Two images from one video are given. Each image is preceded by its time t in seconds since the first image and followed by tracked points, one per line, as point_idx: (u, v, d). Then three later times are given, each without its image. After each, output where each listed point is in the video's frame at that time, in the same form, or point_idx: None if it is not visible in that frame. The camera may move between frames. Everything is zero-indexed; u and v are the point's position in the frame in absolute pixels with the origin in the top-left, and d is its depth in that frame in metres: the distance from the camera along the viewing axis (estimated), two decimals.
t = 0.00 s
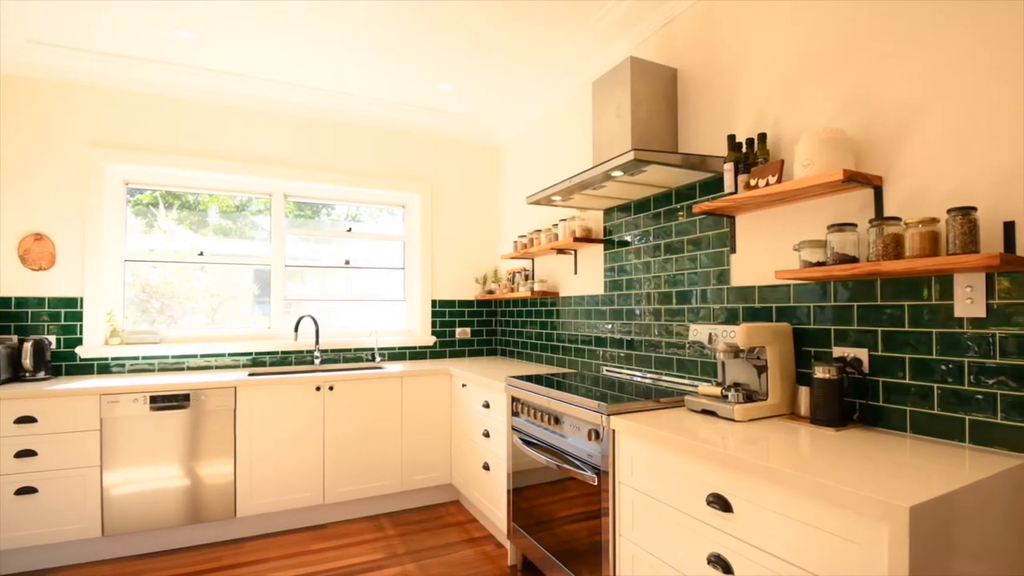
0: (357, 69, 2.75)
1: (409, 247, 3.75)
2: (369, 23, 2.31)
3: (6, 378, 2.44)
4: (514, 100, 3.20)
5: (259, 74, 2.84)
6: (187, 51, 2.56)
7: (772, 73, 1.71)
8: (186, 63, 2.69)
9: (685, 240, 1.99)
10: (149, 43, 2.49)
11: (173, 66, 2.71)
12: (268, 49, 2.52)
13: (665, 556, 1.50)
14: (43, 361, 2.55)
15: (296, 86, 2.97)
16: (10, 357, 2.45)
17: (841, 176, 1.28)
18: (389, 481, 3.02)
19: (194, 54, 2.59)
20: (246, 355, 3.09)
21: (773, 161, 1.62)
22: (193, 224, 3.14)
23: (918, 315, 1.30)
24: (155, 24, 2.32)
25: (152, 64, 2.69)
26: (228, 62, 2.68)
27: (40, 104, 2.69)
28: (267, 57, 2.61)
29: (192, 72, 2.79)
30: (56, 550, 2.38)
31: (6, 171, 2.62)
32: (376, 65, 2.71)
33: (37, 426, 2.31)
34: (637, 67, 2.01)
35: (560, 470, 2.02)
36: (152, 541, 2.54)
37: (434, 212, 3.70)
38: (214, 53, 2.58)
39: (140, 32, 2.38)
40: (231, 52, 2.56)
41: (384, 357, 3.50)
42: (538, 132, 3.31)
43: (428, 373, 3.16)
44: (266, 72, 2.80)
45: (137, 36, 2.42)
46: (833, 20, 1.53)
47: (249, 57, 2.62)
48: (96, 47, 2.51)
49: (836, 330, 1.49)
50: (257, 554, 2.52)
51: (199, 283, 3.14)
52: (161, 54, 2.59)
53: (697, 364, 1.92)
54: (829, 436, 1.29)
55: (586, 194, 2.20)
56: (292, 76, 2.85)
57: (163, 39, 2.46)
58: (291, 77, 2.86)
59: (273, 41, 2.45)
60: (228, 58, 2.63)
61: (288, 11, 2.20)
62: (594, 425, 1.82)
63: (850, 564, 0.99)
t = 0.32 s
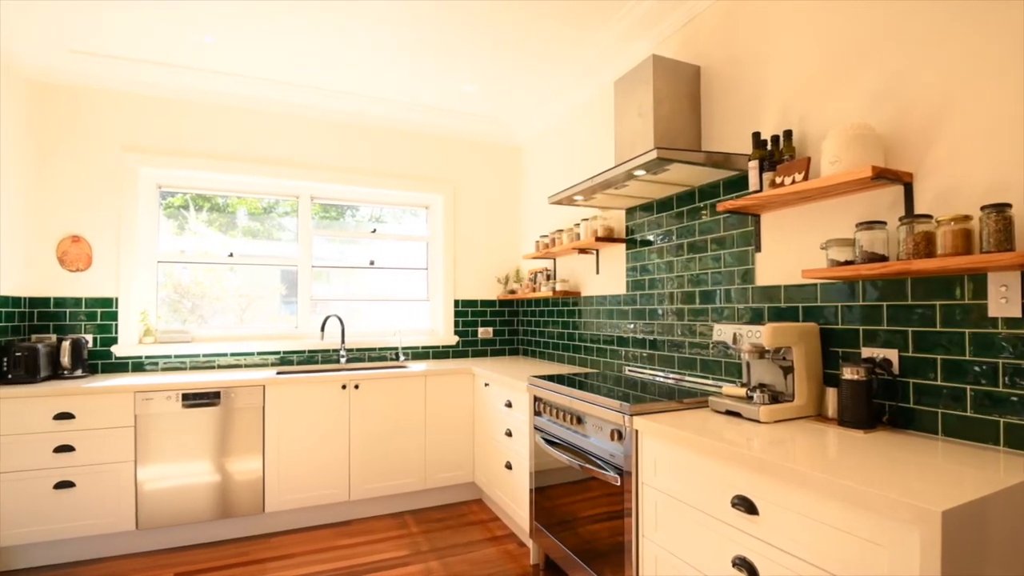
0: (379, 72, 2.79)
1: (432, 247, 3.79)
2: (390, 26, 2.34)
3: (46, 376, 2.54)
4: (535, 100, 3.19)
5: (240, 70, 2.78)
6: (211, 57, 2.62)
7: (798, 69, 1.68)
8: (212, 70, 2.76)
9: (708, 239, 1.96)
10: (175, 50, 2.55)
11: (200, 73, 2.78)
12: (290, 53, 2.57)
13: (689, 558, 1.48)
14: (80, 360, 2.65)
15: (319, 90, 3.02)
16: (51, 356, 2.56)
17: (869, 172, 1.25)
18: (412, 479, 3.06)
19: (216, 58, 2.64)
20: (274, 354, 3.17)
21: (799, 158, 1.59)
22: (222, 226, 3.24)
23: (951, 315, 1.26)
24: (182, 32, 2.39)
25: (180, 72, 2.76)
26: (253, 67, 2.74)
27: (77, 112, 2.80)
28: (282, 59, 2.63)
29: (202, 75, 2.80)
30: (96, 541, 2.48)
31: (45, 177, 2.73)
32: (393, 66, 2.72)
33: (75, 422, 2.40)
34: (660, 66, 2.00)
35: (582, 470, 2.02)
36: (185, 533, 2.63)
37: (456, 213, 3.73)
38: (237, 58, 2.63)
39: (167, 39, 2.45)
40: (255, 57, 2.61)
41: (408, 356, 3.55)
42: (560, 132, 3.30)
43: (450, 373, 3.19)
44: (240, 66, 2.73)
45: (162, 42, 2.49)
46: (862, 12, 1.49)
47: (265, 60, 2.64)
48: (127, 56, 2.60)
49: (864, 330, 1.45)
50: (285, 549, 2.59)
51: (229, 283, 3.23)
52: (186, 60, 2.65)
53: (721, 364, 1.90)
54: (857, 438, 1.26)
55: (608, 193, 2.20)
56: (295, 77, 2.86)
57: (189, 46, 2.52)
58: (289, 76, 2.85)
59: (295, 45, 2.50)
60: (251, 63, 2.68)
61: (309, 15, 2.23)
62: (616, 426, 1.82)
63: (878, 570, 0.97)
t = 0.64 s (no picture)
0: (409, 76, 2.83)
1: (460, 248, 3.84)
2: (418, 30, 2.37)
3: (94, 374, 2.67)
4: (562, 101, 3.19)
5: (317, 82, 2.92)
6: (246, 66, 2.71)
7: (832, 62, 1.64)
8: (247, 79, 2.85)
9: (739, 238, 1.93)
10: (212, 61, 2.64)
11: (238, 82, 2.87)
12: (305, 56, 2.60)
13: (720, 562, 1.47)
14: (124, 358, 2.79)
15: (350, 96, 3.09)
16: (98, 354, 2.69)
17: (907, 168, 1.20)
18: (442, 477, 3.10)
19: (251, 67, 2.72)
20: (309, 353, 3.27)
21: (834, 154, 1.54)
22: (258, 229, 3.35)
23: (994, 315, 1.20)
24: (220, 43, 2.47)
25: (218, 82, 2.86)
26: (286, 75, 2.81)
27: (122, 122, 2.93)
28: (313, 66, 2.70)
29: (236, 83, 2.89)
30: (142, 532, 2.60)
31: (90, 185, 2.86)
32: (421, 69, 2.76)
33: (120, 418, 2.51)
34: (689, 63, 1.97)
35: (611, 470, 2.02)
36: (225, 525, 2.73)
37: (483, 215, 3.76)
38: (271, 66, 2.71)
39: (206, 51, 2.54)
40: (289, 64, 2.69)
41: (437, 355, 3.60)
42: (587, 132, 3.29)
43: (479, 372, 3.22)
44: (321, 80, 2.88)
45: (201, 54, 2.58)
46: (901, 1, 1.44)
47: (295, 66, 2.71)
48: (166, 67, 2.70)
49: (902, 331, 1.40)
50: (319, 543, 2.66)
51: (265, 284, 3.34)
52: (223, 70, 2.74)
53: (753, 365, 1.86)
54: (894, 442, 1.22)
55: (636, 193, 2.18)
56: (349, 85, 2.96)
57: (226, 57, 2.61)
58: (348, 86, 2.96)
59: (325, 51, 2.55)
60: (285, 71, 2.76)
61: (340, 21, 2.28)
62: (645, 426, 1.81)
63: None
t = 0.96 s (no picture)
0: (438, 79, 2.88)
1: (490, 248, 3.88)
2: (447, 33, 2.41)
3: (139, 371, 2.80)
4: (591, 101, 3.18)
5: (315, 83, 2.93)
6: (282, 73, 2.80)
7: (870, 54, 1.59)
8: (283, 86, 2.95)
9: (773, 237, 1.88)
10: (250, 69, 2.75)
11: (267, 88, 2.96)
12: (307, 57, 2.61)
13: (754, 566, 1.44)
14: (169, 356, 2.93)
15: (382, 100, 3.16)
16: (144, 353, 2.83)
17: (951, 163, 1.16)
18: (472, 476, 3.14)
19: (286, 73, 2.80)
20: (343, 352, 3.36)
21: (872, 149, 1.49)
22: (294, 231, 3.46)
23: None
24: (258, 51, 2.56)
25: (256, 89, 2.97)
26: (321, 81, 2.90)
27: (167, 131, 3.08)
28: (345, 71, 2.78)
29: (273, 90, 2.99)
30: (187, 523, 2.72)
31: (137, 190, 3.02)
32: (451, 71, 2.79)
33: (164, 414, 2.63)
34: (721, 59, 1.94)
35: (641, 471, 2.00)
36: (265, 518, 2.84)
37: (513, 215, 3.78)
38: (305, 73, 2.80)
39: (244, 60, 2.64)
40: (323, 71, 2.77)
41: (468, 355, 3.65)
42: (617, 131, 3.27)
43: (509, 372, 3.25)
44: (318, 80, 2.88)
45: (241, 63, 2.68)
46: None
47: (327, 72, 2.79)
48: (206, 75, 2.81)
49: (945, 332, 1.34)
50: (353, 538, 2.74)
51: (301, 285, 3.45)
52: (259, 77, 2.84)
53: (788, 367, 1.82)
54: (935, 447, 1.17)
55: (666, 191, 2.16)
56: (345, 84, 2.96)
57: (264, 65, 2.70)
58: (354, 86, 2.97)
59: (356, 56, 2.62)
60: (319, 76, 2.84)
61: (371, 26, 2.34)
62: (676, 427, 1.80)
63: None
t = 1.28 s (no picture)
0: (465, 82, 2.93)
1: (518, 247, 3.90)
2: (476, 35, 2.43)
3: (182, 369, 2.94)
4: (620, 100, 3.16)
5: (351, 88, 3.01)
6: (316, 78, 2.89)
7: (907, 45, 1.54)
8: (317, 91, 3.04)
9: (807, 235, 1.84)
10: (286, 75, 2.84)
11: (302, 92, 3.05)
12: (339, 60, 2.68)
13: (787, 571, 1.42)
14: (209, 355, 3.06)
15: (413, 103, 3.21)
16: (185, 351, 2.96)
17: (993, 157, 1.11)
18: (501, 474, 3.17)
19: (319, 78, 2.88)
20: (375, 351, 3.44)
21: (911, 143, 1.44)
22: (327, 233, 3.56)
23: None
24: (293, 58, 2.65)
25: (291, 95, 3.07)
26: (353, 85, 2.97)
27: (207, 137, 3.20)
28: (377, 75, 2.84)
29: (308, 95, 3.08)
30: (226, 516, 2.83)
31: (179, 195, 3.15)
32: (479, 73, 2.82)
33: (204, 411, 2.74)
34: (751, 55, 1.91)
35: (671, 472, 1.99)
36: (301, 513, 2.93)
37: (541, 215, 3.79)
38: (339, 78, 2.87)
39: (281, 66, 2.74)
40: (355, 75, 2.84)
41: (496, 354, 3.68)
42: (645, 129, 3.25)
43: (537, 371, 3.26)
44: (353, 84, 2.96)
45: (278, 70, 2.78)
46: None
47: (358, 76, 2.85)
48: (244, 82, 2.91)
49: (989, 332, 1.29)
50: (386, 534, 2.80)
51: (334, 285, 3.55)
52: (295, 82, 2.93)
53: (822, 368, 1.77)
54: (978, 451, 1.13)
55: (696, 190, 2.13)
56: (379, 88, 3.02)
57: (299, 71, 2.79)
58: (384, 89, 3.03)
59: (387, 60, 2.67)
60: (351, 81, 2.91)
61: (402, 31, 2.39)
62: (706, 429, 1.78)
63: None
